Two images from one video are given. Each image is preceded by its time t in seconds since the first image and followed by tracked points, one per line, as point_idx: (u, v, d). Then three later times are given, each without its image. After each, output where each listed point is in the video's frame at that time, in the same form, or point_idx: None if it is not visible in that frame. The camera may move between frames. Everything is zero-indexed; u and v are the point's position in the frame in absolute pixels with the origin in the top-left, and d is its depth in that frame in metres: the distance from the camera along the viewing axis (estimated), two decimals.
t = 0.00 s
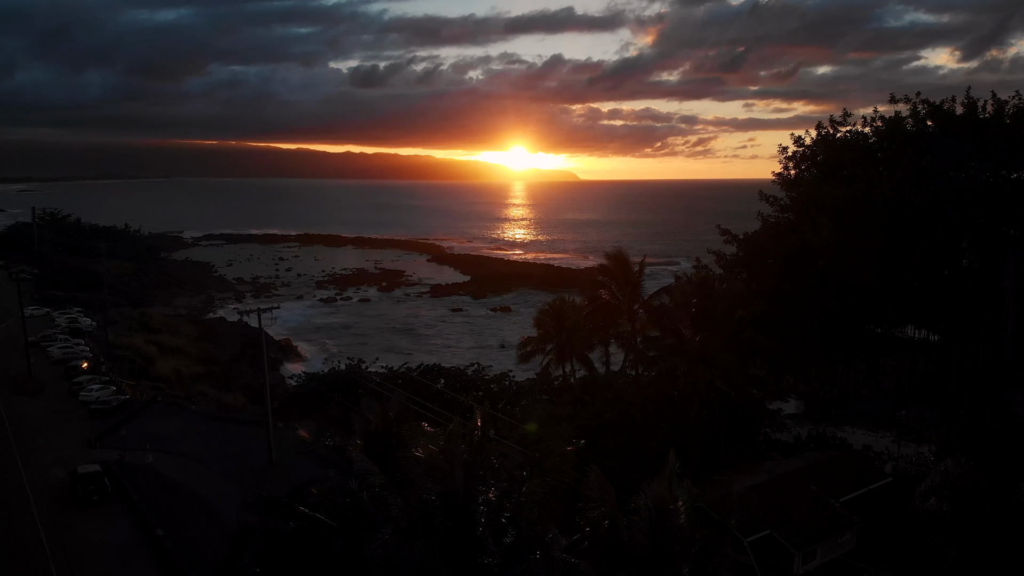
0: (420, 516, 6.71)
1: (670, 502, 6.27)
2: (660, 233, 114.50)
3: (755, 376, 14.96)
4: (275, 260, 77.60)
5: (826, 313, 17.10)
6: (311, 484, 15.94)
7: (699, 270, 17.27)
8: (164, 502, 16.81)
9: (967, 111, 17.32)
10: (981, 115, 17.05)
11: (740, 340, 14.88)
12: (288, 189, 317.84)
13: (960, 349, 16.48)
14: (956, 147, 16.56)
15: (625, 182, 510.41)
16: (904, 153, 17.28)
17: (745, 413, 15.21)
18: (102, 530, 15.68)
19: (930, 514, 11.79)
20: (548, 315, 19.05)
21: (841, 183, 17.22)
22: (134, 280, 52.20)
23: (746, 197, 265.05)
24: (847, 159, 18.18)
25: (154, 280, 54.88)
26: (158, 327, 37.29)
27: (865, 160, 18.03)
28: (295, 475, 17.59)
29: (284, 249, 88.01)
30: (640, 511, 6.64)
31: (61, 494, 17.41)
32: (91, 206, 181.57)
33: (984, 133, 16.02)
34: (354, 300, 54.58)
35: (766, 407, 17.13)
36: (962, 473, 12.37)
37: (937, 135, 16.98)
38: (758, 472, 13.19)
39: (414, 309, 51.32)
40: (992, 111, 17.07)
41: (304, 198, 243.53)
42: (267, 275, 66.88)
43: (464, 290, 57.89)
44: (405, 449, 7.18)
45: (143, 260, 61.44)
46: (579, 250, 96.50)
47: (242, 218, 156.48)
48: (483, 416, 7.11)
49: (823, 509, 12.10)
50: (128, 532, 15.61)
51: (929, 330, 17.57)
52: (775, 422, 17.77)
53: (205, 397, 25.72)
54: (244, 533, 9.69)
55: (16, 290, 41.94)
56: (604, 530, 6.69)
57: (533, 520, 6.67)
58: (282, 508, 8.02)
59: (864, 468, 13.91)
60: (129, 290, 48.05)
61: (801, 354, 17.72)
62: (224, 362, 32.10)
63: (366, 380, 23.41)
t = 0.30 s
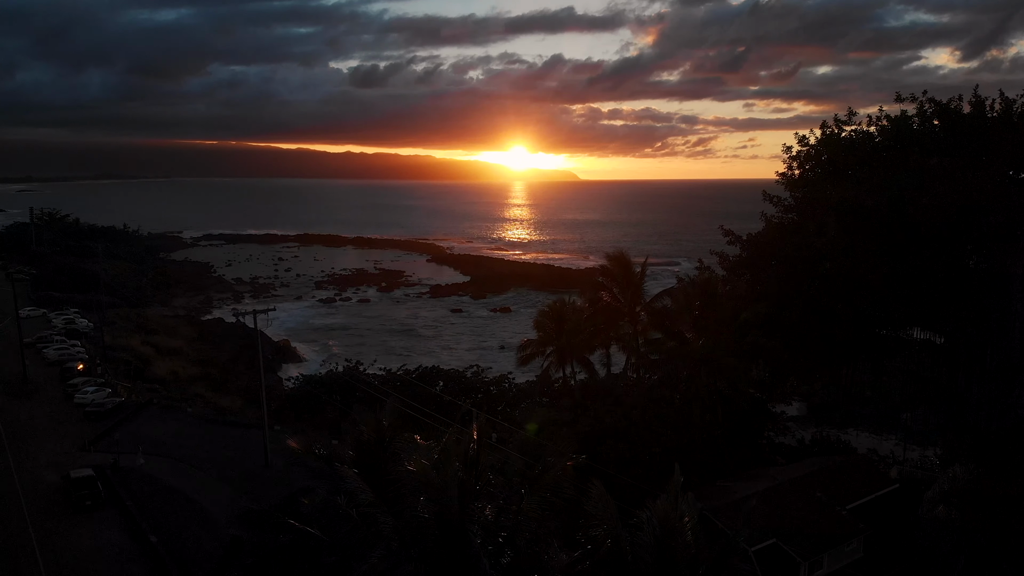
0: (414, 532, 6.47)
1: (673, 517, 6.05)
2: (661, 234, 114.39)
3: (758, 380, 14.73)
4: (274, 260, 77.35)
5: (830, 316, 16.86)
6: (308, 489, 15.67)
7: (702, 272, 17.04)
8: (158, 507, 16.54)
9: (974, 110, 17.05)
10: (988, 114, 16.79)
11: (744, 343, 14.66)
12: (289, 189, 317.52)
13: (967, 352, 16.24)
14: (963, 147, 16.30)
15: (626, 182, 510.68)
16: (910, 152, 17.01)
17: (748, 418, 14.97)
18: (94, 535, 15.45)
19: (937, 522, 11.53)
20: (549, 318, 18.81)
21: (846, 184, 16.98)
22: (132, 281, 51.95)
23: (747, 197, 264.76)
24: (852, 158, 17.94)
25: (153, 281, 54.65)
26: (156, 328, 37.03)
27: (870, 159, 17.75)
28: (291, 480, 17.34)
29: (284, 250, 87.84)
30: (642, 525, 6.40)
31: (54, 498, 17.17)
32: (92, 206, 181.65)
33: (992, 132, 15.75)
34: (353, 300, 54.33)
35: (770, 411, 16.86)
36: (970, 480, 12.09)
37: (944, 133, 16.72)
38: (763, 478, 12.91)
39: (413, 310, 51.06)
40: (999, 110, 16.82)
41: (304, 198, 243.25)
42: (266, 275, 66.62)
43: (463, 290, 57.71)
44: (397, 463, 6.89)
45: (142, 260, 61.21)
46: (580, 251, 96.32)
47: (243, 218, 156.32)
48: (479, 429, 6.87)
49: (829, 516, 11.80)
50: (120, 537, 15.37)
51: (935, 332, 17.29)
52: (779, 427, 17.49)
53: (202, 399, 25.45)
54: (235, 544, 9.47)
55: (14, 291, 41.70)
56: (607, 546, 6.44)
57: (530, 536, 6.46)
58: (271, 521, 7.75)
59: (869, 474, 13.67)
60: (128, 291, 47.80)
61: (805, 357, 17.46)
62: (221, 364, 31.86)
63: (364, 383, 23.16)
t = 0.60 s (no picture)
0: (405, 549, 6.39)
1: (682, 535, 5.81)
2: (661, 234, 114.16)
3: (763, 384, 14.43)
4: (274, 260, 77.08)
5: (835, 319, 16.68)
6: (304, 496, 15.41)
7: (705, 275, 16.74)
8: (150, 513, 16.26)
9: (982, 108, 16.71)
10: (996, 112, 16.45)
11: (748, 347, 14.35)
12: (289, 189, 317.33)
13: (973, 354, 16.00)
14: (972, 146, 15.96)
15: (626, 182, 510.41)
16: (917, 152, 16.68)
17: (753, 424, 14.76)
18: (86, 542, 15.15)
19: (947, 530, 11.23)
20: (549, 321, 18.55)
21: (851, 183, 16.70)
22: (130, 281, 51.66)
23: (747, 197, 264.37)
24: (857, 159, 17.62)
25: (151, 282, 54.37)
26: (153, 329, 36.72)
27: (876, 159, 17.42)
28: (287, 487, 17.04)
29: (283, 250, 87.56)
30: (648, 542, 6.15)
31: (46, 504, 16.87)
32: (93, 207, 181.52)
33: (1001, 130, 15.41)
34: (353, 301, 54.06)
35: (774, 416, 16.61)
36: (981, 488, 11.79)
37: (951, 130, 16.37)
38: (768, 484, 12.67)
39: (412, 311, 50.76)
40: (1008, 108, 16.48)
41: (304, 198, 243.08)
42: (266, 276, 66.33)
43: (463, 291, 57.47)
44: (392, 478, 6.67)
45: (140, 260, 60.90)
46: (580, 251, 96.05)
47: (243, 219, 155.86)
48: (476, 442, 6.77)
49: (837, 524, 11.49)
50: (112, 545, 15.06)
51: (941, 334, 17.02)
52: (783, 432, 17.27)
53: (198, 402, 25.15)
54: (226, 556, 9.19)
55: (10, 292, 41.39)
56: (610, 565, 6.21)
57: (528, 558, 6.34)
58: (261, 535, 7.51)
59: (877, 481, 13.43)
60: (125, 291, 47.49)
61: (810, 361, 17.18)
62: (219, 366, 31.56)
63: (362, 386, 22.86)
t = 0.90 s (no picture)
0: (399, 573, 6.20)
1: (690, 559, 5.54)
2: (661, 234, 114.02)
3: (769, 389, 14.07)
4: (273, 261, 76.83)
5: (840, 322, 16.47)
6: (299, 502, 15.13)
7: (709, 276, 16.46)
8: (143, 519, 15.97)
9: (991, 108, 16.42)
10: (1005, 111, 16.16)
11: (752, 351, 14.11)
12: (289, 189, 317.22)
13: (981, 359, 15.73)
14: (981, 146, 15.66)
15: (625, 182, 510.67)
16: (925, 152, 16.38)
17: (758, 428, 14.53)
18: (76, 549, 14.86)
19: (956, 540, 10.92)
20: (549, 324, 18.22)
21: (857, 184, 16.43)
22: (128, 282, 51.36)
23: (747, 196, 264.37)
24: (862, 159, 17.33)
25: (148, 282, 54.07)
26: (150, 330, 36.46)
27: (883, 159, 17.07)
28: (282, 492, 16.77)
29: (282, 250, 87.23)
30: (654, 564, 5.85)
31: (37, 509, 16.55)
32: (93, 207, 181.61)
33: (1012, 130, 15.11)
34: (352, 302, 53.81)
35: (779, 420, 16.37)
36: (992, 496, 11.49)
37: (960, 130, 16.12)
38: (774, 492, 12.42)
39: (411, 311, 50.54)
40: (1017, 107, 16.20)
41: (304, 198, 242.94)
42: (264, 276, 66.09)
43: (463, 291, 57.24)
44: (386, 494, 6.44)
45: (138, 261, 60.59)
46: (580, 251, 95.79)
47: (243, 218, 156.13)
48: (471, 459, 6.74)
49: (845, 533, 11.20)
50: (104, 551, 14.77)
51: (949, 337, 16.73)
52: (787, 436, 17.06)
53: (194, 405, 24.88)
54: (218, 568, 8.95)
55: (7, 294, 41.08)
56: None
57: None
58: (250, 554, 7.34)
59: (884, 488, 13.16)
60: (123, 292, 47.23)
61: (815, 365, 16.93)
62: (216, 367, 31.28)
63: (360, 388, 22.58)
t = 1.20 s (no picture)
0: None
1: None
2: (662, 234, 113.75)
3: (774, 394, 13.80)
4: (272, 261, 76.49)
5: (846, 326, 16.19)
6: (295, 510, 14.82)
7: (711, 279, 16.41)
8: (136, 526, 15.64)
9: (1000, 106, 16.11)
10: (1015, 110, 15.85)
11: (755, 354, 14.08)
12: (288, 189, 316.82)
13: (990, 363, 15.44)
14: (991, 145, 15.34)
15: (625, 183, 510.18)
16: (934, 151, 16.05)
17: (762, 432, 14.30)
18: (67, 557, 14.52)
19: (968, 552, 10.62)
20: (548, 327, 17.77)
21: (863, 184, 16.15)
22: (125, 283, 51.00)
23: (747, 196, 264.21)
24: (869, 158, 16.98)
25: (146, 283, 53.70)
26: (147, 332, 36.12)
27: (891, 158, 16.75)
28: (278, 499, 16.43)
29: (281, 251, 86.93)
30: None
31: (28, 515, 16.21)
32: (92, 207, 181.17)
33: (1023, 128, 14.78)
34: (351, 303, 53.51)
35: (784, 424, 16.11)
36: (1005, 505, 11.18)
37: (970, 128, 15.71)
38: (780, 502, 12.16)
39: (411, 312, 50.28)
40: None
41: (303, 198, 242.47)
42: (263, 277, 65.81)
43: (462, 292, 56.96)
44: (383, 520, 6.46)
45: (136, 261, 60.24)
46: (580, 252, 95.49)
47: (243, 218, 155.72)
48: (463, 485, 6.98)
49: (855, 544, 10.89)
50: (95, 560, 14.44)
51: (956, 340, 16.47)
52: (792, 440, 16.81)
53: (190, 408, 24.53)
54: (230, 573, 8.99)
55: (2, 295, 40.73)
56: None
57: None
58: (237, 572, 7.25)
59: (893, 496, 12.88)
60: (120, 293, 46.86)
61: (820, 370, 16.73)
62: (212, 369, 30.97)
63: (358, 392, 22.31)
